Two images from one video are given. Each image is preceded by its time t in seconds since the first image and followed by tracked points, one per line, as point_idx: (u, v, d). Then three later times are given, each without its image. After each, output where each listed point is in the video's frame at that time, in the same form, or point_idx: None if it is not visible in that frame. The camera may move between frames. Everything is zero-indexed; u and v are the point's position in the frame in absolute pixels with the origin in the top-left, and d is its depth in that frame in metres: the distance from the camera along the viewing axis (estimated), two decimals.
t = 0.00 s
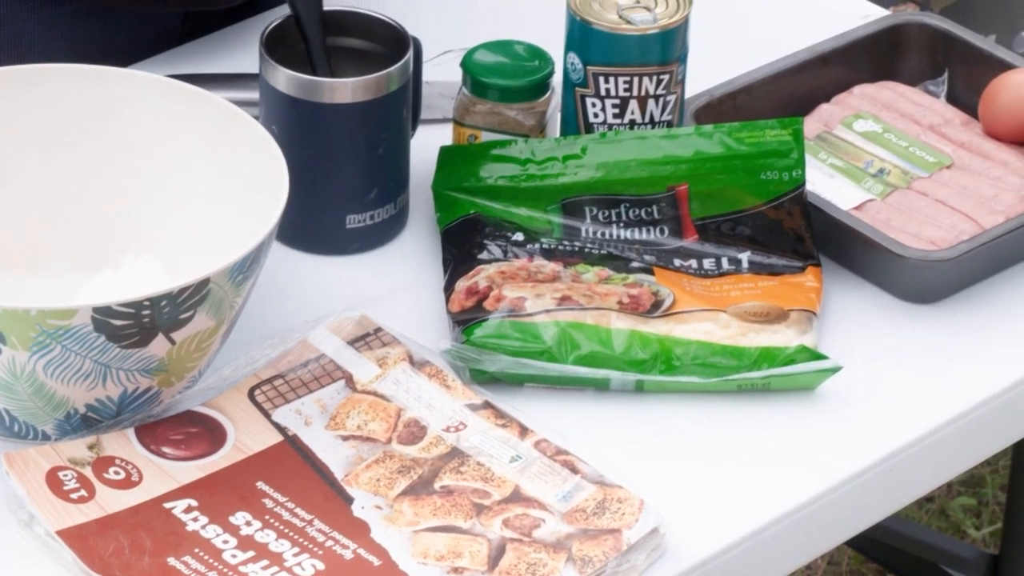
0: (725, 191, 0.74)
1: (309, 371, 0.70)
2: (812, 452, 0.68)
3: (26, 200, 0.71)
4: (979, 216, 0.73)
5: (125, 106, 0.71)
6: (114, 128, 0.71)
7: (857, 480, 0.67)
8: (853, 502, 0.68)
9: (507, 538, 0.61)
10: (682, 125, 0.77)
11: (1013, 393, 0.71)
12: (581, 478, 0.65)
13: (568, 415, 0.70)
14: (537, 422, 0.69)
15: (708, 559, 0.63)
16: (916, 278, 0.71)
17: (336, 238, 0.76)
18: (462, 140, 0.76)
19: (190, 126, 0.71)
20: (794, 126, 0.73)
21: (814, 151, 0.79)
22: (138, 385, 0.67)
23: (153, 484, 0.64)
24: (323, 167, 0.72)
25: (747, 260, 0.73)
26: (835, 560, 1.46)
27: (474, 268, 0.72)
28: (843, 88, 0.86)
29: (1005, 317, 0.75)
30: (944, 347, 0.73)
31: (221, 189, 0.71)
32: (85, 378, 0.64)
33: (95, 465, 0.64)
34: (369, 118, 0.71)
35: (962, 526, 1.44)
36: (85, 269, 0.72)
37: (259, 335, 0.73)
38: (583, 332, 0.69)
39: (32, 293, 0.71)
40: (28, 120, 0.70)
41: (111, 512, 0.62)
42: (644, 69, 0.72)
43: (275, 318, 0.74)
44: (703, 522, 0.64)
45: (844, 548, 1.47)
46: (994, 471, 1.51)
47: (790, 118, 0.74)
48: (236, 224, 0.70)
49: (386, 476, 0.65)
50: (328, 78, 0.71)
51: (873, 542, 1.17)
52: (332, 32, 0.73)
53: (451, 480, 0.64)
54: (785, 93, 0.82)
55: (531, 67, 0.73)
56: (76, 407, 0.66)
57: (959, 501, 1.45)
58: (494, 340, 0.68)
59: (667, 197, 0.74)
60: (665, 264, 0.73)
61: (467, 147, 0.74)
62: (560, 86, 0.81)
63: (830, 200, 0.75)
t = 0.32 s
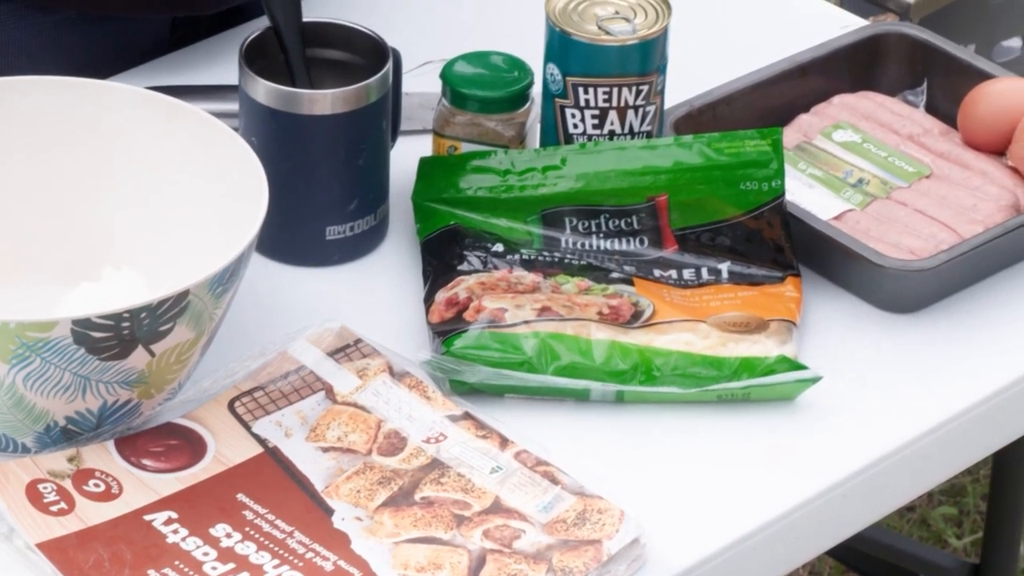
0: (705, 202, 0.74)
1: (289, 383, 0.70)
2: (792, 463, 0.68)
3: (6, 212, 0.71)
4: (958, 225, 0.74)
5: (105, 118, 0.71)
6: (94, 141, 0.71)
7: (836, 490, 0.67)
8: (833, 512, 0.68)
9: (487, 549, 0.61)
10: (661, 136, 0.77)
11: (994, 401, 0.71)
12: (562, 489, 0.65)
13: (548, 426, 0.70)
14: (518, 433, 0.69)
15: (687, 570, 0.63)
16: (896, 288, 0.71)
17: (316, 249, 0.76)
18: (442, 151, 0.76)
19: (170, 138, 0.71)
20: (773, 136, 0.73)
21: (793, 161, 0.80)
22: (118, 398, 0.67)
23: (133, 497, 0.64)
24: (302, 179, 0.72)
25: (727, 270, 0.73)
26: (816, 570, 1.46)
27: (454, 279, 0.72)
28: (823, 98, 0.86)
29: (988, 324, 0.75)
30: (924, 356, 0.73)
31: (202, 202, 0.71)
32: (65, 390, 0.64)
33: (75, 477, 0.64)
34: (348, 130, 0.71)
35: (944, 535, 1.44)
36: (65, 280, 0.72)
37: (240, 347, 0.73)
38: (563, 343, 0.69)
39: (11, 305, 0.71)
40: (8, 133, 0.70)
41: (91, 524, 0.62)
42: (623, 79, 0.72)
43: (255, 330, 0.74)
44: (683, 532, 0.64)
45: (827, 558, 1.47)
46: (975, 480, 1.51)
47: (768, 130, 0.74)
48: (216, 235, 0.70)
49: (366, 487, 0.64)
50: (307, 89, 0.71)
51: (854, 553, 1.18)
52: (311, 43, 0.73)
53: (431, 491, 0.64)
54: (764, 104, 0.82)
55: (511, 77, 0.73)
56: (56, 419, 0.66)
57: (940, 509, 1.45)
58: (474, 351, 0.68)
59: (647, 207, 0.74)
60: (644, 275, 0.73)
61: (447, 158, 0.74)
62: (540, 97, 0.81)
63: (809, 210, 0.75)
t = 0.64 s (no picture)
0: (685, 212, 0.74)
1: (270, 396, 0.70)
2: (774, 474, 0.68)
3: None
4: (939, 235, 0.74)
5: (85, 131, 0.71)
6: (74, 154, 0.71)
7: (818, 501, 0.67)
8: (815, 522, 0.68)
9: (468, 560, 0.61)
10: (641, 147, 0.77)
11: (978, 410, 0.71)
12: (542, 500, 0.64)
13: (528, 437, 0.69)
14: (499, 445, 0.69)
15: None
16: (877, 299, 0.71)
17: (295, 261, 0.76)
18: (422, 162, 0.76)
19: (150, 151, 0.71)
20: (754, 147, 0.73)
21: (774, 172, 0.80)
22: (99, 411, 0.66)
23: (114, 509, 0.63)
24: (283, 190, 0.72)
25: (708, 280, 0.73)
26: None
27: (435, 291, 0.72)
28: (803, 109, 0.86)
29: (970, 333, 0.74)
30: (906, 366, 0.73)
31: (184, 213, 0.71)
32: (46, 404, 0.64)
33: (55, 490, 0.64)
34: (329, 141, 0.71)
35: (926, 545, 1.43)
36: (45, 294, 0.72)
37: (220, 359, 0.73)
38: (544, 354, 0.69)
39: None
40: None
41: (72, 537, 0.61)
42: (604, 90, 0.72)
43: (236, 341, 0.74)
44: (663, 543, 0.64)
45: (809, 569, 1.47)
46: (957, 490, 1.51)
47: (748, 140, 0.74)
48: (196, 248, 0.70)
49: (347, 499, 0.64)
50: (287, 100, 0.71)
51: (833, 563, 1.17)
52: (292, 55, 0.73)
53: (412, 503, 0.64)
54: (744, 115, 0.82)
55: (491, 89, 0.73)
56: (37, 432, 0.65)
57: (922, 519, 1.45)
58: (455, 362, 0.68)
59: (627, 218, 0.74)
60: (625, 286, 0.73)
61: (427, 169, 0.75)
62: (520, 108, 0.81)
63: (790, 220, 0.76)
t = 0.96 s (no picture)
0: (668, 223, 0.74)
1: (252, 408, 0.69)
2: (758, 485, 0.68)
3: None
4: (920, 246, 0.74)
5: (68, 144, 0.71)
6: (55, 167, 0.71)
7: (802, 511, 0.67)
8: (799, 533, 0.68)
9: (450, 573, 0.61)
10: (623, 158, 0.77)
11: (962, 420, 0.71)
12: (525, 512, 0.64)
13: (511, 449, 0.69)
14: (481, 456, 0.68)
15: None
16: (859, 309, 0.72)
17: (277, 273, 0.75)
18: (404, 174, 0.76)
19: (132, 163, 0.71)
20: (735, 158, 0.73)
21: (756, 183, 0.80)
22: (80, 423, 0.66)
23: (96, 522, 0.63)
24: (265, 203, 0.72)
25: (690, 291, 0.73)
26: None
27: (418, 302, 0.72)
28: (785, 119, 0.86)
29: (954, 341, 0.74)
30: (889, 377, 0.73)
31: (167, 225, 0.71)
32: (28, 416, 0.64)
33: (37, 503, 0.63)
34: (311, 154, 0.71)
35: (910, 555, 1.43)
36: (26, 307, 0.72)
37: (202, 372, 0.73)
38: (527, 365, 0.69)
39: None
40: None
41: (54, 550, 0.61)
42: (585, 102, 0.72)
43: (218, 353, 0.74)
44: (646, 554, 0.64)
45: None
46: (940, 500, 1.50)
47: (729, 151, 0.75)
48: (178, 260, 0.70)
49: (330, 512, 0.64)
50: (269, 112, 0.71)
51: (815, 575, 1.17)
52: (273, 67, 0.73)
53: (395, 515, 0.64)
54: (725, 126, 0.82)
55: (473, 100, 0.73)
56: (19, 445, 0.65)
57: (906, 529, 1.44)
58: (437, 374, 0.68)
59: (610, 229, 0.74)
60: (608, 297, 0.73)
61: (409, 181, 0.75)
62: (501, 120, 0.81)
63: (771, 231, 0.76)
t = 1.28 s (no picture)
0: (651, 235, 0.74)
1: (236, 420, 0.69)
2: (743, 495, 0.67)
3: None
4: (904, 257, 0.74)
5: (52, 157, 0.71)
6: (39, 181, 0.71)
7: (787, 522, 0.67)
8: (784, 545, 0.67)
9: None
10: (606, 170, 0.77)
11: (947, 430, 0.71)
12: (509, 524, 0.64)
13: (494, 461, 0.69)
14: (465, 469, 0.68)
15: None
16: (842, 321, 0.72)
17: (260, 285, 0.75)
18: (388, 187, 0.76)
19: (116, 177, 0.71)
20: (718, 170, 0.73)
21: (739, 195, 0.80)
22: (64, 436, 0.66)
23: (80, 536, 0.62)
24: (248, 216, 0.72)
25: (674, 303, 0.74)
26: None
27: (401, 315, 0.72)
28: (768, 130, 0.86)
29: (938, 352, 0.74)
30: (874, 388, 0.73)
31: (152, 236, 0.71)
32: (11, 430, 0.63)
33: (20, 517, 0.63)
34: (295, 166, 0.71)
35: (894, 566, 1.42)
36: (10, 321, 0.72)
37: (185, 385, 0.72)
38: (510, 378, 0.69)
39: None
40: None
41: (37, 563, 0.61)
42: (569, 114, 0.72)
43: (202, 366, 0.73)
44: (630, 565, 0.64)
45: None
46: (924, 510, 1.50)
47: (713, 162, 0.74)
48: (162, 273, 0.70)
49: (314, 524, 0.63)
50: (253, 125, 0.71)
51: None
52: (256, 79, 0.73)
53: (378, 527, 0.63)
54: (708, 138, 0.82)
55: (456, 112, 0.73)
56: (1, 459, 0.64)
57: (890, 540, 1.43)
58: (421, 386, 0.68)
59: (593, 241, 0.75)
60: (591, 309, 0.73)
61: (393, 194, 0.75)
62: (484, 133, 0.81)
63: (755, 242, 0.76)
